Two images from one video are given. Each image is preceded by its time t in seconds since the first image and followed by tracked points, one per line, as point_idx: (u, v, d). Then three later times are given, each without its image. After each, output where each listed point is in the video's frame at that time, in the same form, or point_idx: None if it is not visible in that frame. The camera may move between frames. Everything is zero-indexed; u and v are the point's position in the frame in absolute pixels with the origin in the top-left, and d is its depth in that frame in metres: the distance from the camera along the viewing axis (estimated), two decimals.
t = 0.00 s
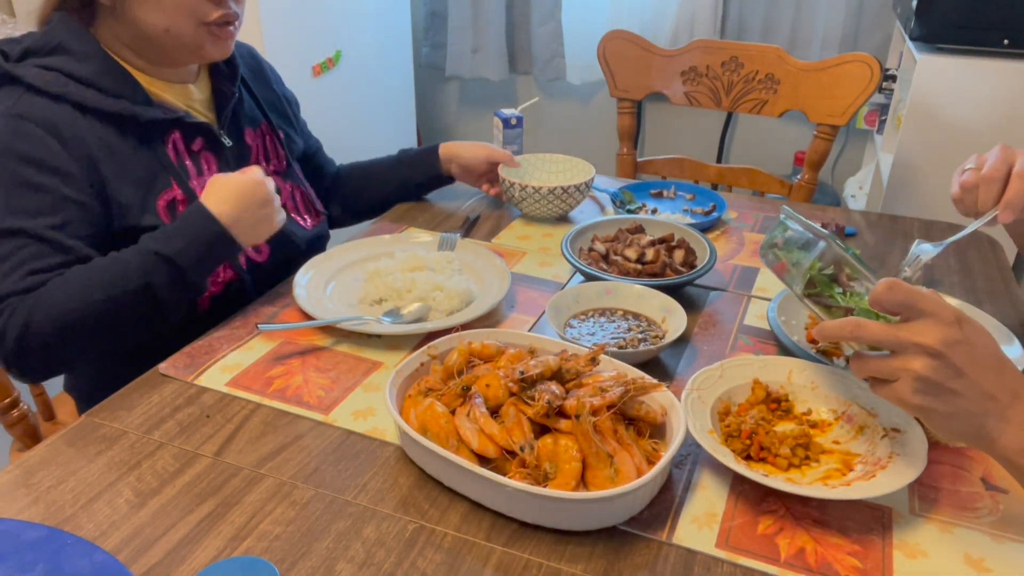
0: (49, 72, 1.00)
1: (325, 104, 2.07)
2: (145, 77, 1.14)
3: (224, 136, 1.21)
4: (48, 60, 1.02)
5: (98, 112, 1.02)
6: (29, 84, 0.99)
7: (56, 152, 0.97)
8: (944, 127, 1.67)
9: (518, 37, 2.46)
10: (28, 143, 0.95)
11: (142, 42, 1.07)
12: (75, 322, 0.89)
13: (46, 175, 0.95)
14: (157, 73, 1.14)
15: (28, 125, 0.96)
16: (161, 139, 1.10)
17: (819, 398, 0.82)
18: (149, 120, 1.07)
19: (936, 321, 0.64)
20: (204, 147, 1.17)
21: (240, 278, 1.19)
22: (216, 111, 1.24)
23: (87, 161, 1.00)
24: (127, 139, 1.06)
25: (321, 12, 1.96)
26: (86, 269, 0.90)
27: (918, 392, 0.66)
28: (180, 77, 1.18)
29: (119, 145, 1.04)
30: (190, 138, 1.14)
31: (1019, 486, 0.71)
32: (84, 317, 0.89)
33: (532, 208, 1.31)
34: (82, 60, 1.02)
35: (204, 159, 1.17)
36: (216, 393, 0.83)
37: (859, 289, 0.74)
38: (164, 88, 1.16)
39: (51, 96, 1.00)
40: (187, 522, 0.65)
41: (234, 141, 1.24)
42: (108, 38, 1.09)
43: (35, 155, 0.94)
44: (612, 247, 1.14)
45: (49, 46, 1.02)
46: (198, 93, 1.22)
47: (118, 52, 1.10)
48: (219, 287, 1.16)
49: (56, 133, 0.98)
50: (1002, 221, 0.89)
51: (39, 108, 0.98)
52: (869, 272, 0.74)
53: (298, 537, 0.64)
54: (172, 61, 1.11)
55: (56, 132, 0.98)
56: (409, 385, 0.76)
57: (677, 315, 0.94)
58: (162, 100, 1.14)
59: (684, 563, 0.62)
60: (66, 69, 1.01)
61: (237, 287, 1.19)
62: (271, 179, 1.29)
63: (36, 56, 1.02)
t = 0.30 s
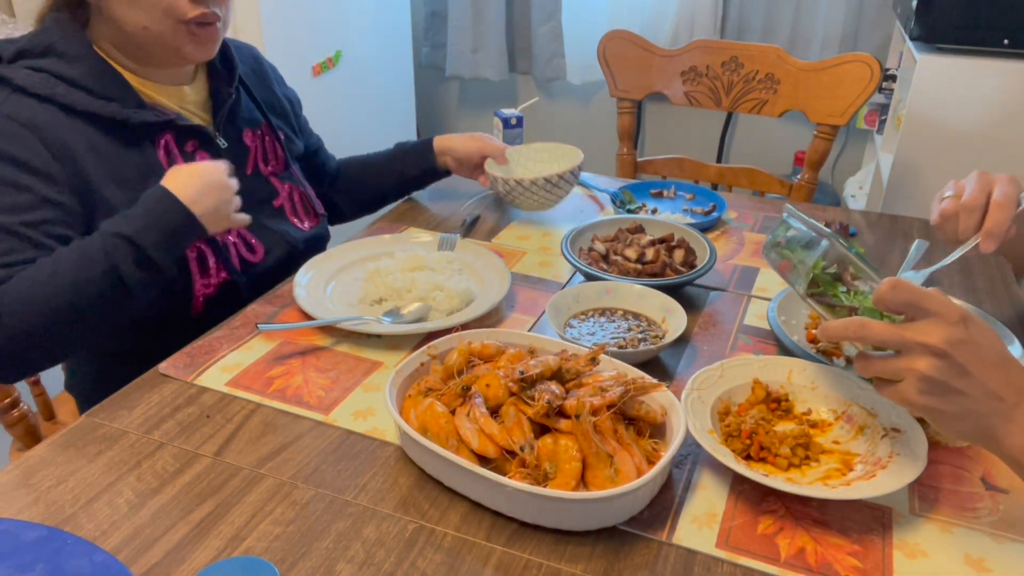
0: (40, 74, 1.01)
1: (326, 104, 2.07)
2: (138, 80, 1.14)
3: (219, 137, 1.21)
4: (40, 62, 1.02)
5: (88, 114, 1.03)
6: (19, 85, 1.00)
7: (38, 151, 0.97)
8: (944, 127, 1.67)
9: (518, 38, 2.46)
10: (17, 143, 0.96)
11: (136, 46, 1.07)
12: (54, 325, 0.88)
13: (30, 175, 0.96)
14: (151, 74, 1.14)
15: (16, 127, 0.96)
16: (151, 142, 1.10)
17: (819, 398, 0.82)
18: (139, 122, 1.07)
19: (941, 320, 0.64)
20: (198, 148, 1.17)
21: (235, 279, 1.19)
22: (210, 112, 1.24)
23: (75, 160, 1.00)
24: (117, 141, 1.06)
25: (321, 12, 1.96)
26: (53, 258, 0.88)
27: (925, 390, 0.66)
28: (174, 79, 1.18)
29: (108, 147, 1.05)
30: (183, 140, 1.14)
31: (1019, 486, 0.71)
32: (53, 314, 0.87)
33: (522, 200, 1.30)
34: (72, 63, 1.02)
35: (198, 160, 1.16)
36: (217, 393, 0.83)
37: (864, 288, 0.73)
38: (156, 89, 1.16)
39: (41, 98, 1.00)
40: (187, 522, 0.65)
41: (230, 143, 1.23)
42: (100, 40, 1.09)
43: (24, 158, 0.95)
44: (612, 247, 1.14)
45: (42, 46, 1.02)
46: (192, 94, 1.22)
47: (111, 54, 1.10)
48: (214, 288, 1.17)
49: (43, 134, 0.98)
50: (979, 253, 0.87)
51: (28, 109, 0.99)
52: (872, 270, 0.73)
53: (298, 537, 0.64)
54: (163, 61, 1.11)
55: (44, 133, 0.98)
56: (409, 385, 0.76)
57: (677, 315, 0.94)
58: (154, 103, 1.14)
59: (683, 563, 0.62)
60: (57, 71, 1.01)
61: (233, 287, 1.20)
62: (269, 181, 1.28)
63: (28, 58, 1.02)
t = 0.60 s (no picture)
0: (38, 73, 1.01)
1: (326, 103, 2.07)
2: (135, 79, 1.14)
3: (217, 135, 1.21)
4: (38, 61, 1.02)
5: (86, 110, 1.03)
6: (15, 83, 0.99)
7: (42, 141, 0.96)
8: (945, 127, 1.67)
9: (518, 38, 2.46)
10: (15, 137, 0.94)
11: (130, 46, 1.06)
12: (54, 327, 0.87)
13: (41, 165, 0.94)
14: (149, 74, 1.15)
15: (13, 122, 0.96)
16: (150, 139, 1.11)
17: (818, 398, 0.82)
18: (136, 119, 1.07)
19: (937, 330, 0.63)
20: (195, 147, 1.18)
21: (234, 279, 1.19)
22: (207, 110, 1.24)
23: (75, 154, 0.99)
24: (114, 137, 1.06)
25: (321, 12, 1.96)
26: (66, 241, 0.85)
27: (924, 406, 0.66)
28: (170, 78, 1.18)
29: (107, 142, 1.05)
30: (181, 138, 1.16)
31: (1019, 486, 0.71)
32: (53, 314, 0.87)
33: (460, 164, 1.20)
34: (69, 61, 1.02)
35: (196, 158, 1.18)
36: (216, 393, 0.83)
37: (855, 295, 0.74)
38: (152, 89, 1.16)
39: (39, 95, 1.00)
40: (187, 522, 0.65)
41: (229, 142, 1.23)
42: (96, 39, 1.09)
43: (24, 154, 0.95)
44: (612, 247, 1.14)
45: (39, 46, 1.03)
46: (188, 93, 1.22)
47: (107, 54, 1.10)
48: (215, 289, 1.16)
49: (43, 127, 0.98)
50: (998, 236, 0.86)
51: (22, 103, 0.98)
52: (864, 277, 0.74)
53: (298, 537, 0.64)
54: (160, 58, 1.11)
55: (42, 127, 0.97)
56: (409, 385, 0.76)
57: (677, 315, 0.94)
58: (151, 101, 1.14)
59: (684, 563, 0.62)
60: (55, 69, 1.01)
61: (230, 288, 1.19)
62: (265, 179, 1.27)
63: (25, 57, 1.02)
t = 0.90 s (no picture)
0: (42, 73, 1.00)
1: (326, 104, 2.07)
2: (138, 80, 1.14)
3: (218, 137, 1.22)
4: (40, 61, 1.01)
5: (88, 113, 1.02)
6: (20, 85, 0.98)
7: (46, 149, 0.95)
8: (945, 128, 1.67)
9: (518, 37, 2.46)
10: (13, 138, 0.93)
11: (132, 43, 1.06)
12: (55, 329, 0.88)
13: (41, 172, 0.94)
14: (151, 74, 1.15)
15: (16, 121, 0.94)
16: (152, 140, 1.10)
17: (818, 398, 0.82)
18: (141, 121, 1.07)
19: (948, 318, 0.64)
20: (198, 148, 1.17)
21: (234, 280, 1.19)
22: (208, 112, 1.24)
23: (76, 160, 0.99)
24: (115, 139, 1.06)
25: (321, 12, 1.96)
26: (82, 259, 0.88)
27: (930, 392, 0.65)
28: (172, 78, 1.18)
29: (109, 146, 1.05)
30: (183, 139, 1.15)
31: (1019, 486, 0.71)
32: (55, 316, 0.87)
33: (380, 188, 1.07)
34: (71, 61, 1.02)
35: (198, 161, 1.17)
36: (216, 393, 0.83)
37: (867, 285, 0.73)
38: (154, 89, 1.16)
39: (43, 97, 0.99)
40: (187, 523, 0.65)
41: (228, 143, 1.24)
42: (98, 38, 1.08)
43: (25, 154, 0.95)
44: (612, 247, 1.14)
45: (43, 46, 1.02)
46: (190, 93, 1.22)
47: (109, 53, 1.10)
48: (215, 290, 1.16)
49: (47, 131, 0.97)
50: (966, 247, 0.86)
51: (30, 108, 0.97)
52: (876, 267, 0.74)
53: (298, 537, 0.64)
54: (162, 55, 1.11)
55: (46, 132, 0.97)
56: (409, 385, 0.76)
57: (677, 315, 0.94)
58: (154, 102, 1.14)
59: (684, 563, 0.62)
60: (60, 70, 1.01)
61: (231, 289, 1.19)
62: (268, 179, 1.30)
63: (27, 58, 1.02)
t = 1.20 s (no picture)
0: (42, 72, 1.01)
1: (325, 103, 2.07)
2: (137, 79, 1.14)
3: (217, 139, 1.21)
4: (41, 59, 1.02)
5: (87, 113, 1.03)
6: (20, 83, 0.99)
7: (36, 145, 0.96)
8: (944, 127, 1.67)
9: (518, 37, 2.46)
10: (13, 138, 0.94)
11: (133, 41, 1.06)
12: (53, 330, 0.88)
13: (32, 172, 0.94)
14: (151, 74, 1.15)
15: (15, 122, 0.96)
16: (151, 141, 1.10)
17: (818, 398, 0.82)
18: (140, 121, 1.07)
19: (943, 328, 0.63)
20: (196, 149, 1.17)
21: (230, 281, 1.20)
22: (208, 112, 1.24)
23: (72, 162, 1.00)
24: (113, 139, 1.06)
25: (321, 12, 1.96)
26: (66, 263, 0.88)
27: (925, 403, 0.65)
28: (175, 79, 1.18)
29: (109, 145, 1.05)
30: (181, 140, 1.14)
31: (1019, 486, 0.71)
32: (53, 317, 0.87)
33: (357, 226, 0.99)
34: (72, 60, 1.02)
35: (195, 162, 1.17)
36: (216, 393, 0.83)
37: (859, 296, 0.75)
38: (156, 90, 1.16)
39: (43, 95, 1.00)
40: (187, 523, 0.65)
41: (228, 145, 1.24)
42: (99, 36, 1.09)
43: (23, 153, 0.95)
44: (612, 247, 1.14)
45: (44, 44, 1.02)
46: (192, 94, 1.22)
47: (109, 52, 1.10)
48: (210, 290, 1.17)
49: (44, 131, 0.98)
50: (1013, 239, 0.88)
51: (30, 107, 0.98)
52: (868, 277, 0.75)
53: (297, 537, 0.64)
54: (165, 55, 1.11)
55: (43, 132, 0.98)
56: (409, 385, 0.76)
57: (677, 315, 0.94)
58: (156, 103, 1.15)
59: (684, 563, 0.62)
60: (60, 69, 1.01)
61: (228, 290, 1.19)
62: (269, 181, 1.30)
63: (29, 56, 1.02)
